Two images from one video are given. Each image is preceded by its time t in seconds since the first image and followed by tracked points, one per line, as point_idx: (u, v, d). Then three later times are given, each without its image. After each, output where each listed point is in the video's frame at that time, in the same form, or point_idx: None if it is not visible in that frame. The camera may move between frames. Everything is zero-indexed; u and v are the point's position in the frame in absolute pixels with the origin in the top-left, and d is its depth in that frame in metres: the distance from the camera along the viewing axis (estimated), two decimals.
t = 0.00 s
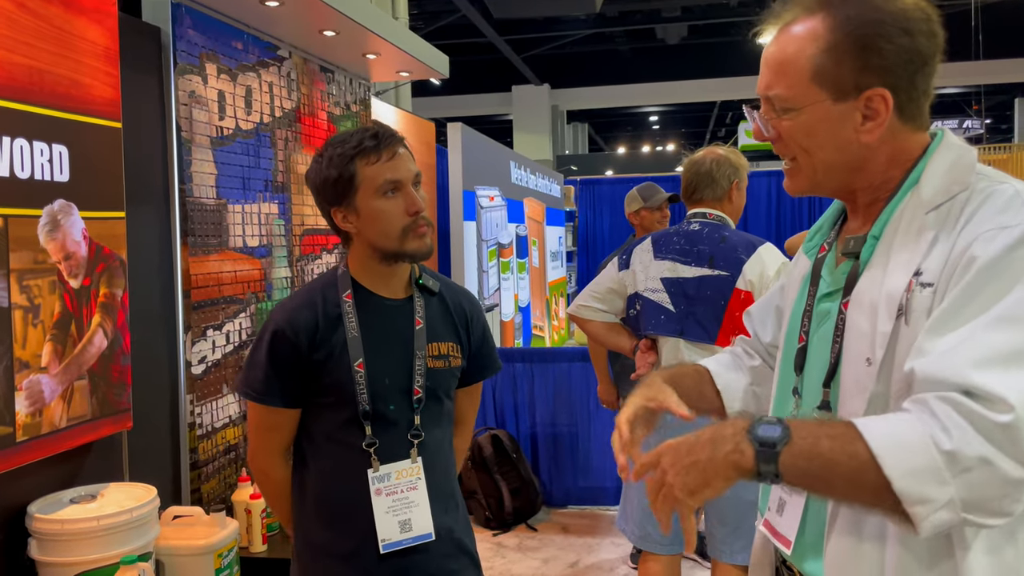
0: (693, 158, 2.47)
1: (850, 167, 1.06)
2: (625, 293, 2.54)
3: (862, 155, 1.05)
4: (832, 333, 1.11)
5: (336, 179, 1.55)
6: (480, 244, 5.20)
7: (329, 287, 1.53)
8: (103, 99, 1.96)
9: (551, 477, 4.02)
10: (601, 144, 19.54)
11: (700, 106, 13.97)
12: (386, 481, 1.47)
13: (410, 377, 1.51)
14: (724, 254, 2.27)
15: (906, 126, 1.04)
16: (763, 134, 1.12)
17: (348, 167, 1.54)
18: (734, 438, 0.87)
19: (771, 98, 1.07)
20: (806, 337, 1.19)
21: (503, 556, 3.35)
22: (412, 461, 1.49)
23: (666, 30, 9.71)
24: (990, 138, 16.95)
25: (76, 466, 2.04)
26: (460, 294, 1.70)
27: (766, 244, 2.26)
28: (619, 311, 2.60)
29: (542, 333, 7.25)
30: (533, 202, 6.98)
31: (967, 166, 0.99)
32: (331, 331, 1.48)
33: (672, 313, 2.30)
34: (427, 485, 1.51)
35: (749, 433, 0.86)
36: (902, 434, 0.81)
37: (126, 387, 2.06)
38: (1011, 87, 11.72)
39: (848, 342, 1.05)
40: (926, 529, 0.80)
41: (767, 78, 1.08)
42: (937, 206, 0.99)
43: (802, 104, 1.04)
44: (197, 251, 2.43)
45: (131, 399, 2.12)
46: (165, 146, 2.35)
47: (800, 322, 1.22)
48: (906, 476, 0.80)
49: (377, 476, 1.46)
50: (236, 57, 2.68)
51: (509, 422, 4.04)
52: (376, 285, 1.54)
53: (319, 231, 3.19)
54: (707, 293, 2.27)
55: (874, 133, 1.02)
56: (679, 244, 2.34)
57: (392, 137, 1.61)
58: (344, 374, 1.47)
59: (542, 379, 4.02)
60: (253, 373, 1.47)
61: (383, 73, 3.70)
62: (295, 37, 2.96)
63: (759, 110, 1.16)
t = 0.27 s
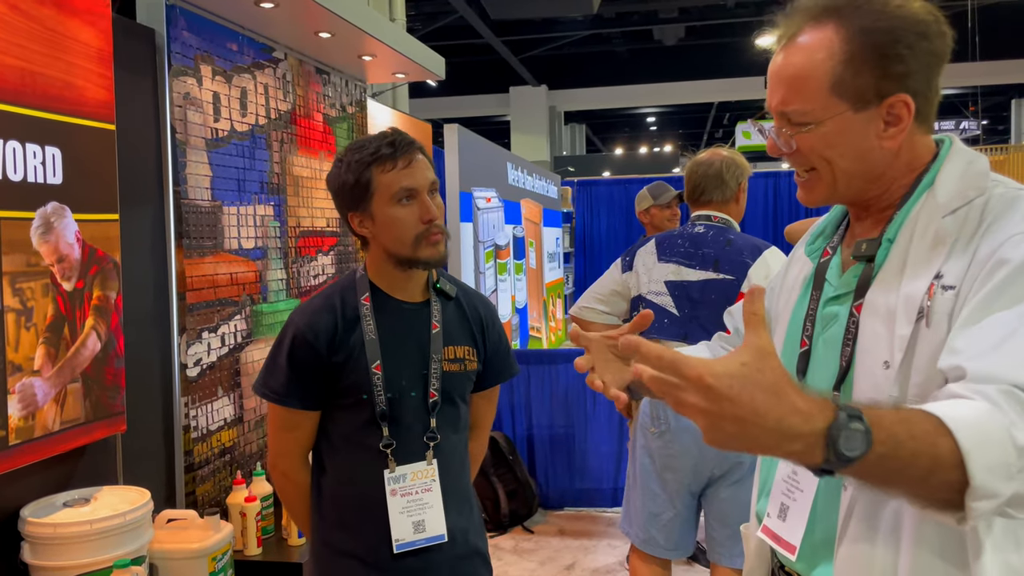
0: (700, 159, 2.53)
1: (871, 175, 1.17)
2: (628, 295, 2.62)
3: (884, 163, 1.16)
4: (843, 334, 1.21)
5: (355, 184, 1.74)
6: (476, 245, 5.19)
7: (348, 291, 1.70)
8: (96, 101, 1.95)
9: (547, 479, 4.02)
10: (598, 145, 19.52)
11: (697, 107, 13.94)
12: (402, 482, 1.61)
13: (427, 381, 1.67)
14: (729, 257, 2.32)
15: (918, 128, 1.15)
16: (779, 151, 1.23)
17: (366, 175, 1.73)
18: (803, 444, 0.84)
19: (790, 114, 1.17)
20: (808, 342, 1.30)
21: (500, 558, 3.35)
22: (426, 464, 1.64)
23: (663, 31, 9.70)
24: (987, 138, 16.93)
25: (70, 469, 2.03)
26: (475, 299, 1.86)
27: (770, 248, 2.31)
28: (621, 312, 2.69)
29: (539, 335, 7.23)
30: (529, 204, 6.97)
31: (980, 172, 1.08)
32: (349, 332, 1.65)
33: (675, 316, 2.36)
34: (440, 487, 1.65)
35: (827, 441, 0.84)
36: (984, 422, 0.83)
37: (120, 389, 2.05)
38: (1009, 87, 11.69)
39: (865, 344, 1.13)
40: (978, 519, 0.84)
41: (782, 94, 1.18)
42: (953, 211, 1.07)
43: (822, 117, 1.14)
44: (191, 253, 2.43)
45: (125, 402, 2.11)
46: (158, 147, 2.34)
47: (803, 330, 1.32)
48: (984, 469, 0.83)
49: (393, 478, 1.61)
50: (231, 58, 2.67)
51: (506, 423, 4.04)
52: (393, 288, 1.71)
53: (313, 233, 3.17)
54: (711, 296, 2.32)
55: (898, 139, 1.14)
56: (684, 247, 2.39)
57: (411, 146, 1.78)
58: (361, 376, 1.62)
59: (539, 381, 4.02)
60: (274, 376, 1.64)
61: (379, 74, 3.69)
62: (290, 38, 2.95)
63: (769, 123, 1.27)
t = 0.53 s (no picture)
0: (693, 162, 2.55)
1: (888, 171, 1.16)
2: (626, 298, 2.59)
3: (903, 158, 1.15)
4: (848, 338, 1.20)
5: (373, 184, 1.74)
6: (474, 247, 5.18)
7: (364, 288, 1.69)
8: (91, 102, 1.94)
9: (545, 481, 4.01)
10: (596, 147, 19.53)
11: (695, 109, 13.94)
12: (405, 481, 1.62)
13: (435, 385, 1.67)
14: (727, 258, 2.34)
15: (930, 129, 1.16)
16: (798, 137, 1.19)
17: (385, 174, 1.73)
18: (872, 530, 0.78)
19: (823, 97, 1.13)
20: (812, 348, 1.29)
21: (497, 561, 3.34)
22: (432, 465, 1.65)
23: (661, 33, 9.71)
24: (984, 140, 16.94)
25: (64, 473, 2.02)
26: (489, 301, 1.86)
27: (767, 248, 2.35)
28: (619, 315, 2.63)
29: (537, 336, 7.22)
30: (528, 205, 6.97)
31: (983, 175, 1.10)
32: (362, 330, 1.65)
33: (675, 319, 2.37)
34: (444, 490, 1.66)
35: (902, 518, 0.77)
36: None
37: (114, 392, 2.04)
38: (1006, 89, 11.69)
39: (868, 346, 1.13)
40: None
41: (814, 77, 1.15)
42: (959, 212, 1.09)
43: (858, 101, 1.11)
44: (187, 256, 2.42)
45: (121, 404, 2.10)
46: (153, 149, 2.34)
47: (805, 336, 1.31)
48: None
49: (399, 476, 1.62)
50: (227, 60, 2.66)
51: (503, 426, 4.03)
52: (408, 290, 1.70)
53: (312, 234, 3.18)
54: (710, 298, 2.33)
55: (919, 133, 1.14)
56: (681, 249, 2.41)
57: (429, 148, 1.79)
58: (372, 374, 1.62)
59: (536, 383, 4.01)
60: (286, 370, 1.64)
61: (376, 75, 3.69)
62: (287, 40, 2.95)
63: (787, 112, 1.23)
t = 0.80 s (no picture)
0: (672, 165, 2.53)
1: (874, 180, 1.13)
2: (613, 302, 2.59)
3: (890, 166, 1.13)
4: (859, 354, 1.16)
5: (359, 185, 1.74)
6: (473, 248, 5.17)
7: (348, 289, 1.68)
8: (88, 104, 1.94)
9: (545, 483, 4.00)
10: (595, 148, 19.53)
11: (695, 110, 13.94)
12: (390, 486, 1.62)
13: (422, 389, 1.67)
14: (708, 260, 2.34)
15: (926, 136, 1.13)
16: (778, 152, 1.20)
17: (373, 174, 1.73)
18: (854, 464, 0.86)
19: (796, 107, 1.16)
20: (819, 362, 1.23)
21: (496, 563, 3.33)
22: (417, 471, 1.65)
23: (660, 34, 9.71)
24: (984, 141, 16.92)
25: (62, 475, 2.02)
26: (473, 304, 1.86)
27: (748, 247, 2.34)
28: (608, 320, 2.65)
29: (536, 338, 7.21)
30: (527, 207, 6.96)
31: (995, 186, 1.07)
32: (346, 331, 1.64)
33: (659, 321, 2.39)
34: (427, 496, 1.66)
35: (884, 472, 0.84)
36: None
37: (111, 394, 2.04)
38: (1005, 90, 11.68)
39: (883, 366, 1.09)
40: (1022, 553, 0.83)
41: (788, 90, 1.18)
42: (971, 228, 1.06)
43: (829, 112, 1.13)
44: (185, 257, 2.41)
45: (118, 407, 2.10)
46: (152, 151, 2.33)
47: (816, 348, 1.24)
48: None
49: (383, 481, 1.62)
50: (225, 62, 2.66)
51: (503, 427, 4.02)
52: (392, 292, 1.70)
53: (311, 236, 3.19)
54: (692, 299, 2.35)
55: (903, 139, 1.11)
56: (663, 251, 2.41)
57: (418, 149, 1.79)
58: (355, 375, 1.61)
59: (536, 385, 4.01)
60: (267, 370, 1.61)
61: (375, 77, 3.69)
62: (286, 41, 2.94)
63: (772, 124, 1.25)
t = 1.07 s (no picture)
0: (663, 165, 2.53)
1: (882, 170, 1.05)
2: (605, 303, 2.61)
3: (899, 157, 1.05)
4: (859, 356, 1.09)
5: (328, 187, 1.60)
6: (473, 249, 5.17)
7: (319, 293, 1.58)
8: (87, 104, 1.94)
9: (544, 484, 4.00)
10: (594, 149, 19.56)
11: (694, 110, 13.97)
12: (370, 492, 1.50)
13: (400, 389, 1.56)
14: (696, 260, 2.34)
15: (940, 134, 1.05)
16: (788, 135, 1.12)
17: (341, 174, 1.59)
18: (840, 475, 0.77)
19: (809, 93, 1.07)
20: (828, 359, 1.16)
21: (496, 564, 3.33)
22: (398, 475, 1.53)
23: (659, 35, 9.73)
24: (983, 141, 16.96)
25: (61, 477, 2.01)
26: (453, 303, 1.75)
27: (737, 247, 2.33)
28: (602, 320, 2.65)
29: (537, 339, 7.23)
30: (527, 208, 6.97)
31: (999, 184, 0.99)
32: (319, 336, 1.53)
33: (648, 321, 2.39)
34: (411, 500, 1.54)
35: (873, 482, 0.75)
36: None
37: (111, 395, 2.03)
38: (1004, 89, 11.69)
39: (880, 367, 1.02)
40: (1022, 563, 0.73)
41: (803, 73, 1.10)
42: (971, 226, 0.98)
43: (838, 96, 1.05)
44: (184, 258, 2.41)
45: (117, 408, 2.09)
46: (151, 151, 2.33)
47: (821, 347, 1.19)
48: None
49: (362, 487, 1.50)
50: (224, 62, 2.66)
51: (502, 428, 4.02)
52: (368, 293, 1.59)
53: (310, 237, 3.18)
54: (682, 299, 2.34)
55: (912, 133, 1.03)
56: (653, 252, 2.42)
57: (387, 146, 1.66)
58: (332, 380, 1.51)
59: (535, 385, 4.01)
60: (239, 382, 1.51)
61: (374, 78, 3.69)
62: (285, 41, 2.94)
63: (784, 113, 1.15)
